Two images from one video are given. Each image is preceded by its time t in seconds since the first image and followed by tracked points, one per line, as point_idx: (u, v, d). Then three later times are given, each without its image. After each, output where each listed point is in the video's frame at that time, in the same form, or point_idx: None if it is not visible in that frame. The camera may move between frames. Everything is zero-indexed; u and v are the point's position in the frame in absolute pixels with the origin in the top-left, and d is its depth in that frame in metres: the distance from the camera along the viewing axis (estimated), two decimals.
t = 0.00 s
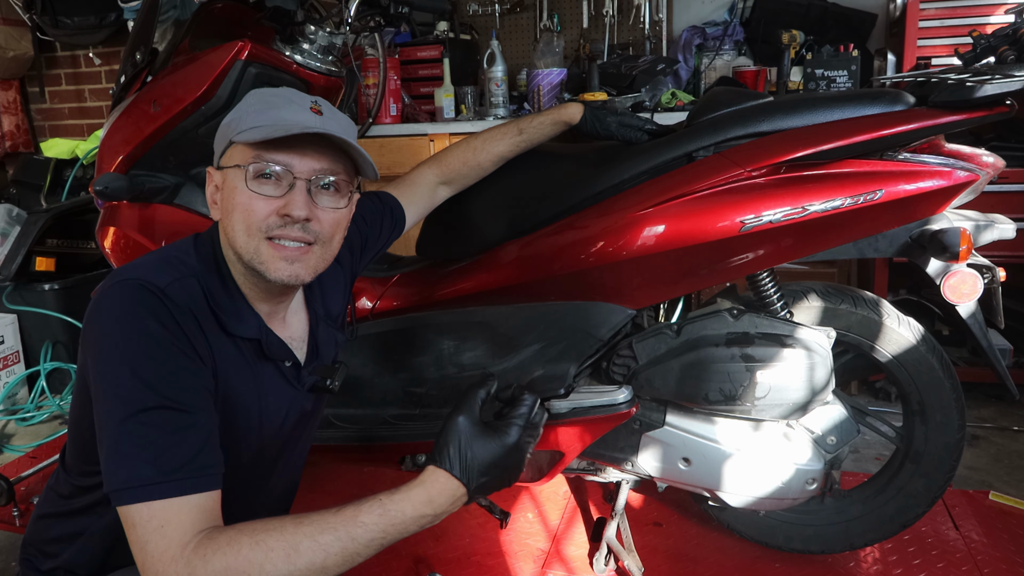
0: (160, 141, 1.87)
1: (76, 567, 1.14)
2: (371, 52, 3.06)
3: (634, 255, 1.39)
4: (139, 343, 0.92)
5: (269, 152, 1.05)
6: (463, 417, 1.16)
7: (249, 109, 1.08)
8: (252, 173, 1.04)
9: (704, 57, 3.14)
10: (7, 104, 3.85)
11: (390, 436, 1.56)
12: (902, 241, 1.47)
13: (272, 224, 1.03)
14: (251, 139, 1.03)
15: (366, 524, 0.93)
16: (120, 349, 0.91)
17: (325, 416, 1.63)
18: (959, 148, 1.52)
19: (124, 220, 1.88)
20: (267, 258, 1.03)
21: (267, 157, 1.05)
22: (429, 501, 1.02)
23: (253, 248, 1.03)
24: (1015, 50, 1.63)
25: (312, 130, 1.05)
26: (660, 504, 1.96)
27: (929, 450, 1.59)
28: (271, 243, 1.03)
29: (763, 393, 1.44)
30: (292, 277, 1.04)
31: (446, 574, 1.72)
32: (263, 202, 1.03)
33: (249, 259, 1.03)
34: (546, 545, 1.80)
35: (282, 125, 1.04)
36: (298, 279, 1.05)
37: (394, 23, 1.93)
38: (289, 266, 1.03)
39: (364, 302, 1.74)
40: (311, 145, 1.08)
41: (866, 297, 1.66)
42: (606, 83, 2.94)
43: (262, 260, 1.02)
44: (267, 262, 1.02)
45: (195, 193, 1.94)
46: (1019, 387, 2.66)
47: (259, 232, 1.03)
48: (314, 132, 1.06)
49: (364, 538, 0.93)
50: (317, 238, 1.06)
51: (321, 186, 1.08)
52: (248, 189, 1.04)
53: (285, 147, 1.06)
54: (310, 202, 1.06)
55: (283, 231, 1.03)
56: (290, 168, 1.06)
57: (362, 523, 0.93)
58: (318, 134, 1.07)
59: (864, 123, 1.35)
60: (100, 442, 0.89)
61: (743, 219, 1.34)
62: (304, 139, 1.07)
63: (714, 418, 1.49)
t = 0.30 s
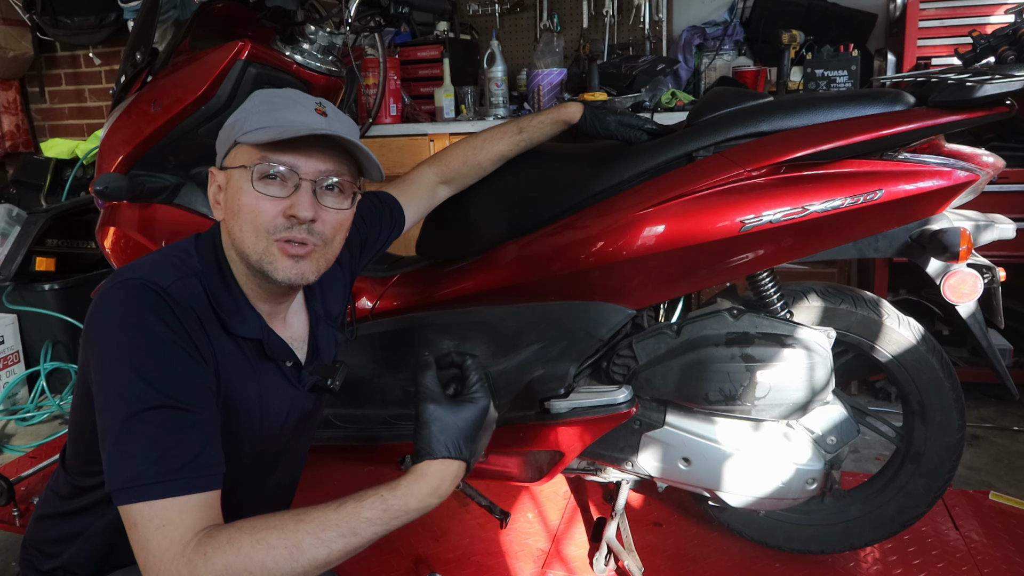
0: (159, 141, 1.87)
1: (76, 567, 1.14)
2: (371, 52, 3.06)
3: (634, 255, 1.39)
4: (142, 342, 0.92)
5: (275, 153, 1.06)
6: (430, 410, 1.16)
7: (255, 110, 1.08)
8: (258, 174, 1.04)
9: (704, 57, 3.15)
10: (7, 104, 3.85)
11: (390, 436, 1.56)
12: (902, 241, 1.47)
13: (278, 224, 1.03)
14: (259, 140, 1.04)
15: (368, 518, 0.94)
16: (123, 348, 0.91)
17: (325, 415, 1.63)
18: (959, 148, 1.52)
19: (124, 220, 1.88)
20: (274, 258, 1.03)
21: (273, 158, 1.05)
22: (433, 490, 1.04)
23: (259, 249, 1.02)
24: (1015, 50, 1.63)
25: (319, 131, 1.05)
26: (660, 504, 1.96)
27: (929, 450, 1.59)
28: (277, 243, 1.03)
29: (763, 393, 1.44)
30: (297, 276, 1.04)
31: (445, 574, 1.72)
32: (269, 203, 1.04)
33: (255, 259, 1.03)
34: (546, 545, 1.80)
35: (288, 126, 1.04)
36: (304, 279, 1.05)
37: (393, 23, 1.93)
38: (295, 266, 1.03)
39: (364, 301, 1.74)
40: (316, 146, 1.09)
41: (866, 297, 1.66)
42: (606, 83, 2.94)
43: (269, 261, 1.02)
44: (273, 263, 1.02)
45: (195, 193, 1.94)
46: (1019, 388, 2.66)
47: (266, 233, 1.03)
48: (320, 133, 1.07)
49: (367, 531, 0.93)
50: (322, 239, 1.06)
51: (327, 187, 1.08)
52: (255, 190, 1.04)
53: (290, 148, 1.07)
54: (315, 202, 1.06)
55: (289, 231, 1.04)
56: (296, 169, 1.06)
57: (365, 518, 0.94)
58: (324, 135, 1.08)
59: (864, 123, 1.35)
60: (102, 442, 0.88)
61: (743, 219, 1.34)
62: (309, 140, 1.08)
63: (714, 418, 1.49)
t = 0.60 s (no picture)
0: (160, 141, 1.87)
1: (77, 566, 1.14)
2: (371, 52, 3.06)
3: (634, 255, 1.39)
4: (148, 341, 0.92)
5: (283, 156, 1.05)
6: (446, 412, 1.14)
7: (262, 112, 1.08)
8: (267, 177, 1.04)
9: (704, 57, 3.15)
10: (7, 104, 3.85)
11: (390, 436, 1.56)
12: (902, 241, 1.47)
13: (286, 226, 1.03)
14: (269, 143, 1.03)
15: (372, 529, 0.94)
16: (128, 347, 0.91)
17: (325, 415, 1.63)
18: (959, 148, 1.52)
19: (123, 220, 1.88)
20: (282, 260, 1.03)
21: (281, 160, 1.05)
22: (436, 507, 1.03)
23: (267, 250, 1.03)
24: (1015, 50, 1.63)
25: (329, 135, 1.06)
26: (660, 504, 1.96)
27: (929, 450, 1.59)
28: (286, 245, 1.04)
29: (763, 393, 1.44)
30: (305, 278, 1.04)
31: (445, 574, 1.72)
32: (278, 205, 1.03)
33: (263, 261, 1.03)
34: (546, 545, 1.80)
35: (298, 129, 1.04)
36: (311, 281, 1.05)
37: (394, 23, 1.93)
38: (303, 268, 1.04)
39: (364, 301, 1.74)
40: (324, 148, 1.09)
41: (866, 296, 1.66)
42: (606, 83, 2.94)
43: (276, 262, 1.03)
44: (281, 265, 1.03)
45: (195, 193, 1.95)
46: (1019, 388, 2.66)
47: (275, 235, 1.03)
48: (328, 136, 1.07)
49: (370, 543, 0.93)
50: (329, 240, 1.07)
51: (334, 189, 1.08)
52: (264, 192, 1.04)
53: (298, 150, 1.06)
54: (323, 205, 1.06)
55: (298, 233, 1.04)
56: (303, 171, 1.06)
57: (368, 530, 0.94)
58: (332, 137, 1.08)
59: (864, 123, 1.35)
60: (106, 441, 0.88)
61: (743, 219, 1.34)
62: (317, 143, 1.08)
63: (714, 418, 1.49)
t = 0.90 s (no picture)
0: (159, 141, 1.87)
1: (77, 567, 1.14)
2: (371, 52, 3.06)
3: (634, 255, 1.39)
4: (154, 339, 0.92)
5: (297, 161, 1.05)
6: (459, 430, 1.09)
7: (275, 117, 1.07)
8: (280, 181, 1.04)
9: (704, 57, 3.15)
10: (7, 104, 3.85)
11: (390, 436, 1.56)
12: (902, 241, 1.47)
13: (299, 231, 1.04)
14: (288, 148, 1.03)
15: (377, 544, 0.89)
16: (133, 345, 0.91)
17: (325, 415, 1.63)
18: (959, 148, 1.52)
19: (123, 220, 1.88)
20: (290, 267, 1.03)
21: (295, 166, 1.05)
22: (443, 526, 0.95)
23: (278, 255, 1.03)
24: (1015, 50, 1.63)
25: (346, 142, 1.06)
26: (659, 504, 1.96)
27: (929, 450, 1.59)
28: (294, 252, 1.04)
29: (763, 393, 1.44)
30: (315, 283, 1.05)
31: (445, 574, 1.72)
32: (289, 209, 1.03)
33: (270, 265, 1.03)
34: (546, 545, 1.80)
35: (317, 135, 1.04)
36: (318, 291, 1.06)
37: (394, 23, 1.93)
38: (309, 278, 1.05)
39: (364, 301, 1.74)
40: (337, 155, 1.09)
41: (866, 297, 1.66)
42: (606, 83, 2.94)
43: (287, 266, 1.03)
44: (287, 271, 1.03)
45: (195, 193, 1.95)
46: (1019, 388, 2.66)
47: (285, 241, 1.03)
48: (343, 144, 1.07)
49: (373, 557, 0.89)
50: (340, 245, 1.07)
51: (345, 195, 1.09)
52: (275, 196, 1.03)
53: (312, 156, 1.07)
54: (335, 211, 1.07)
55: (307, 239, 1.04)
56: (317, 177, 1.06)
57: (373, 544, 0.89)
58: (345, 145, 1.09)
59: (864, 124, 1.35)
60: (109, 438, 0.88)
61: (743, 219, 1.34)
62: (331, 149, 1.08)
63: (714, 418, 1.49)
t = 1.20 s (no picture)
0: (160, 141, 1.87)
1: (79, 567, 1.14)
2: (371, 52, 3.06)
3: (634, 255, 1.39)
4: (156, 340, 0.92)
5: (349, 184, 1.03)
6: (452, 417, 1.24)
7: (312, 136, 1.00)
8: (335, 206, 1.02)
9: (704, 57, 3.14)
10: (7, 104, 3.85)
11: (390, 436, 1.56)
12: (902, 241, 1.47)
13: (353, 246, 1.07)
14: (360, 185, 1.01)
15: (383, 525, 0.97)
16: (135, 346, 0.91)
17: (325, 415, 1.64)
18: (959, 148, 1.52)
19: (123, 220, 1.88)
20: (351, 278, 1.09)
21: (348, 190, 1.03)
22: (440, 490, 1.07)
23: (337, 271, 1.06)
24: (1015, 50, 1.63)
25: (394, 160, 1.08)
26: (660, 504, 1.96)
27: (929, 450, 1.59)
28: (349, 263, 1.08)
29: (763, 393, 1.43)
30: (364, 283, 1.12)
31: (445, 574, 1.72)
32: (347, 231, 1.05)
33: (330, 280, 1.06)
34: (546, 545, 1.80)
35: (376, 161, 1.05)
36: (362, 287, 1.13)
37: (394, 23, 1.93)
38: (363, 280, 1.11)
39: (364, 301, 1.74)
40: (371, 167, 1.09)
41: (866, 297, 1.66)
42: (606, 83, 2.94)
43: (346, 278, 1.08)
44: (346, 281, 1.08)
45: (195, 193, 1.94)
46: (1020, 388, 2.66)
47: (344, 257, 1.06)
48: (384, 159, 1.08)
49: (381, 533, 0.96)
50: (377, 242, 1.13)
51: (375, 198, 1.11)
52: (333, 222, 1.03)
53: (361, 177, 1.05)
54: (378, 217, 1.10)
55: (362, 250, 1.08)
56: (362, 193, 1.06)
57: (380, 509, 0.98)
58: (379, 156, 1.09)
59: (864, 123, 1.35)
60: (113, 440, 0.88)
61: (743, 219, 1.34)
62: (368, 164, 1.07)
63: (714, 418, 1.49)
